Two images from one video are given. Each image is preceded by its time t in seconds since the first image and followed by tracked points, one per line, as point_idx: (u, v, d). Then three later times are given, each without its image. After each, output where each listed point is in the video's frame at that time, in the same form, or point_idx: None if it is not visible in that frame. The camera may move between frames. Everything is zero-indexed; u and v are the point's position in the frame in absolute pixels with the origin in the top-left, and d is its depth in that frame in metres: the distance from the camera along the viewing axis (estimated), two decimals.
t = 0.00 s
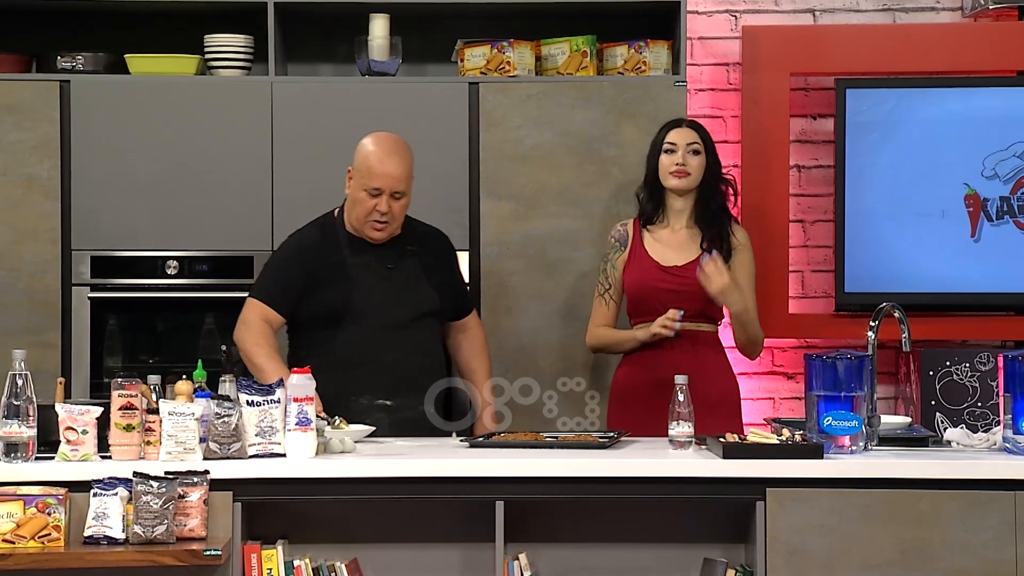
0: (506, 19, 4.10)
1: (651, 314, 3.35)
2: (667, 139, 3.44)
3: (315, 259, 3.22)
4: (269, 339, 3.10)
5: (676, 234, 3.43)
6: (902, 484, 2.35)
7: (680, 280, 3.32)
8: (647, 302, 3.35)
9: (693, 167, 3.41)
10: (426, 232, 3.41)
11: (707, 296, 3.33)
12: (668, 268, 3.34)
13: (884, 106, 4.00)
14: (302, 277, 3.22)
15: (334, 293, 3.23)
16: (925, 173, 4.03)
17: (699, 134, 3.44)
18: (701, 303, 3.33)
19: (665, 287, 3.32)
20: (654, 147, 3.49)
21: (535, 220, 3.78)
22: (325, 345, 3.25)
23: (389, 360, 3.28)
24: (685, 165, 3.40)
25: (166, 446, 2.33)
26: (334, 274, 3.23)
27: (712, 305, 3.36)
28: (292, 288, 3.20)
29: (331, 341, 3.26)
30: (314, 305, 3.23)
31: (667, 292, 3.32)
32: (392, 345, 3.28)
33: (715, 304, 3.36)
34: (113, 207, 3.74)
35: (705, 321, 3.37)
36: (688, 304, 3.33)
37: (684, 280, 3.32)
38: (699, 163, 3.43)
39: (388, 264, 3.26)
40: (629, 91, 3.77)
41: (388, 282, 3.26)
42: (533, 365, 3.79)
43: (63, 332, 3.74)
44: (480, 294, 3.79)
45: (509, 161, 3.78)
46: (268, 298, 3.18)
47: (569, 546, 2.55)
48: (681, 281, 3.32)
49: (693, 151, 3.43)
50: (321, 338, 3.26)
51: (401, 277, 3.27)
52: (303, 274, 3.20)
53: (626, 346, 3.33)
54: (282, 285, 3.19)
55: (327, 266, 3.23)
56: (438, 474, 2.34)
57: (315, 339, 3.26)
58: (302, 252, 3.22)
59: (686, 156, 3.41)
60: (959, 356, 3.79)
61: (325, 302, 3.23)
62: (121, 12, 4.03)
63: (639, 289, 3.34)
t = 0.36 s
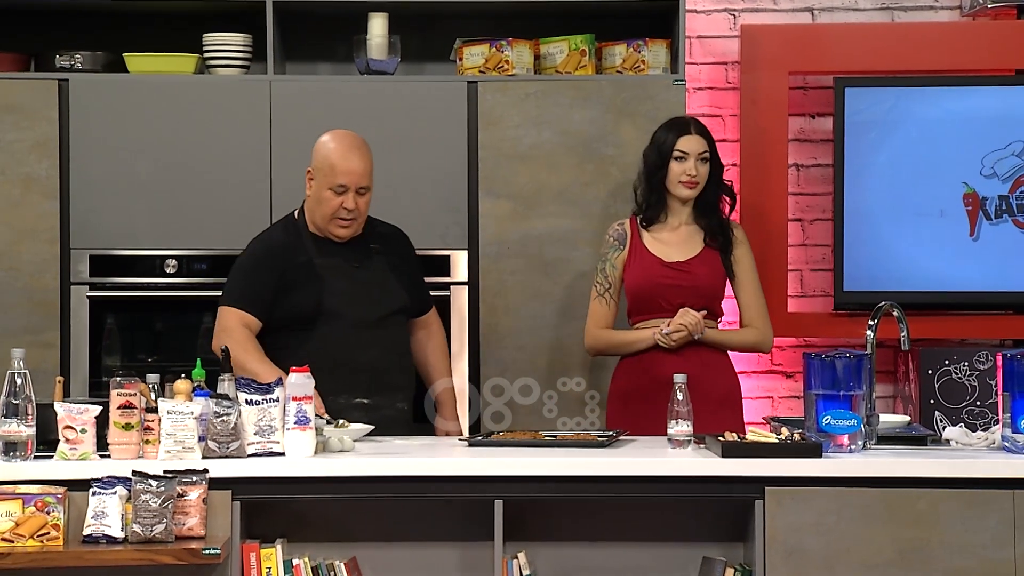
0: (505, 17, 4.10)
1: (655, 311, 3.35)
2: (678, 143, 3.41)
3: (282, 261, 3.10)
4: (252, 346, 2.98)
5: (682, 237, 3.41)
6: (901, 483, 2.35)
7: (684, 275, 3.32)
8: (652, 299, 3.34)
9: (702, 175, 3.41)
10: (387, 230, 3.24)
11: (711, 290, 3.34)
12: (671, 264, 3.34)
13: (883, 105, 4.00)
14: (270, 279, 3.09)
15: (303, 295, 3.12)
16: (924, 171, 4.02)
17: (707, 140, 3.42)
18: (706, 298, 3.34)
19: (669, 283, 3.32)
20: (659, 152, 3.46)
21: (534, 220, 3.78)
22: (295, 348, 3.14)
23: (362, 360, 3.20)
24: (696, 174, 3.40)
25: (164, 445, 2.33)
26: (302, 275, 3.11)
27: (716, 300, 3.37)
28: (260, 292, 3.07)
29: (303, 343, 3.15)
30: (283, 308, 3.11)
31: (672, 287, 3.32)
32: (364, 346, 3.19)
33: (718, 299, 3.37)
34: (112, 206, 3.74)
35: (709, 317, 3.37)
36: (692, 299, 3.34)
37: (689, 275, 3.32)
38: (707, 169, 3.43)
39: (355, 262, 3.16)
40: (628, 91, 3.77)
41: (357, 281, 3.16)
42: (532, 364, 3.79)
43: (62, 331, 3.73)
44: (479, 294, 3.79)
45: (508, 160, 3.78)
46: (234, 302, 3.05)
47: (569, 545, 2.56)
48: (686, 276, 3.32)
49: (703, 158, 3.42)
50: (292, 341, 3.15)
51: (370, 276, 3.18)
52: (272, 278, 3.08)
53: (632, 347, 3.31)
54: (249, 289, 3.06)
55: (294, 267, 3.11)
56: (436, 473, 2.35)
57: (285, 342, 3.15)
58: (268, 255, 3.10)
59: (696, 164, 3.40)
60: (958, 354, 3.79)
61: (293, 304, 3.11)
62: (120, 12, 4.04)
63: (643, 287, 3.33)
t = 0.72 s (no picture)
0: (505, 17, 4.10)
1: (652, 310, 3.35)
2: (680, 149, 3.39)
3: (275, 260, 3.07)
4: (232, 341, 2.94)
5: (678, 241, 3.40)
6: (901, 482, 2.35)
7: (679, 273, 3.33)
8: (648, 298, 3.34)
9: (701, 182, 3.39)
10: (372, 228, 3.24)
11: (707, 287, 3.34)
12: (666, 262, 3.35)
13: (884, 104, 4.00)
14: (263, 279, 3.05)
15: (297, 295, 3.09)
16: (924, 170, 4.02)
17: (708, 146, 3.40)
18: (701, 296, 3.34)
19: (663, 281, 3.32)
20: (660, 153, 3.43)
21: (534, 219, 3.78)
22: (290, 349, 3.11)
23: (359, 360, 3.16)
24: (696, 181, 3.38)
25: (165, 443, 2.33)
26: (296, 275, 3.09)
27: (712, 297, 3.37)
28: (253, 290, 3.04)
29: (296, 345, 3.11)
30: (275, 308, 3.08)
31: (667, 285, 3.32)
32: (359, 345, 3.16)
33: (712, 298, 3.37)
34: (112, 205, 3.74)
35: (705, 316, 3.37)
36: (688, 297, 3.33)
37: (683, 273, 3.33)
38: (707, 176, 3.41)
39: (345, 261, 3.15)
40: (628, 90, 3.77)
41: (350, 279, 3.15)
42: (532, 363, 3.79)
43: (63, 330, 3.73)
44: (479, 293, 3.79)
45: (508, 159, 3.78)
46: (228, 302, 3.01)
47: (569, 544, 2.56)
48: (680, 274, 3.33)
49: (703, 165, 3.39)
50: (285, 341, 3.11)
51: (361, 274, 3.17)
52: (265, 277, 3.05)
53: (630, 347, 3.31)
54: (242, 288, 3.02)
55: (287, 267, 3.08)
56: (436, 472, 2.35)
57: (278, 343, 3.10)
58: (261, 254, 3.06)
59: (696, 171, 3.38)
60: (959, 353, 3.79)
61: (286, 304, 3.09)
62: (120, 11, 4.04)
63: (639, 285, 3.34)
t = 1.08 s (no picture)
0: (507, 16, 4.10)
1: (648, 311, 3.36)
2: (678, 151, 3.38)
3: (277, 259, 3.05)
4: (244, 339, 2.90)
5: (676, 242, 3.40)
6: (904, 481, 2.35)
7: (672, 274, 3.32)
8: (642, 299, 3.35)
9: (699, 184, 3.38)
10: (369, 230, 3.29)
11: (701, 289, 3.33)
12: (660, 264, 3.35)
13: (886, 103, 4.00)
14: (265, 279, 3.03)
15: (299, 294, 3.07)
16: (926, 170, 4.02)
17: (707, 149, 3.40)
18: (697, 297, 3.33)
19: (657, 282, 3.33)
20: (660, 153, 3.42)
21: (536, 219, 3.78)
22: (293, 349, 3.08)
23: (361, 356, 3.17)
24: (693, 183, 3.37)
25: (168, 443, 2.33)
26: (298, 274, 3.07)
27: (707, 299, 3.36)
28: (256, 290, 3.01)
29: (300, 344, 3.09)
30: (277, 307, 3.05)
31: (660, 287, 3.33)
32: (360, 341, 3.17)
33: (709, 298, 3.36)
34: (114, 204, 3.74)
35: (702, 317, 3.36)
36: (681, 298, 3.33)
37: (677, 274, 3.32)
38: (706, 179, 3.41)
39: (345, 259, 3.16)
40: (630, 89, 3.77)
41: (349, 276, 3.16)
42: (533, 363, 3.79)
43: (65, 330, 3.74)
44: (481, 293, 3.79)
45: (510, 159, 3.78)
46: (230, 301, 2.98)
47: (571, 544, 2.56)
48: (674, 276, 3.32)
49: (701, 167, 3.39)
50: (287, 341, 3.08)
51: (359, 272, 3.18)
52: (268, 276, 3.03)
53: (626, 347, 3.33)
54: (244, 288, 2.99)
55: (289, 266, 3.07)
56: (438, 472, 2.34)
57: (280, 344, 3.07)
58: (262, 253, 3.04)
59: (694, 173, 3.38)
60: (962, 353, 3.78)
61: (289, 303, 3.06)
62: (122, 11, 4.04)
63: (633, 287, 3.35)
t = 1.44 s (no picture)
0: (509, 16, 4.10)
1: (649, 312, 3.36)
2: (675, 150, 3.39)
3: (283, 258, 3.04)
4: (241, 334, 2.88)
5: (676, 241, 3.40)
6: (906, 481, 2.35)
7: (674, 276, 3.32)
8: (643, 300, 3.35)
9: (696, 182, 3.38)
10: (367, 233, 3.31)
11: (701, 291, 3.33)
12: (663, 265, 3.34)
13: (889, 102, 4.00)
14: (271, 278, 3.01)
15: (304, 293, 3.07)
16: (928, 169, 4.02)
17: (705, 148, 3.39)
18: (698, 301, 3.33)
19: (659, 284, 3.32)
20: (659, 153, 3.44)
21: (539, 218, 3.78)
22: (301, 347, 3.08)
23: (369, 353, 3.17)
24: (690, 182, 3.37)
25: (170, 443, 2.34)
26: (304, 272, 3.07)
27: (708, 302, 3.35)
28: (263, 289, 2.99)
29: (306, 342, 3.09)
30: (283, 306, 3.05)
31: (660, 288, 3.33)
32: (367, 338, 3.17)
33: (711, 300, 3.36)
34: (117, 205, 3.74)
35: (703, 319, 3.36)
36: (682, 300, 3.33)
37: (679, 277, 3.32)
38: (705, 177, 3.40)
39: (346, 258, 3.17)
40: (633, 89, 3.77)
41: (351, 274, 3.17)
42: (536, 363, 3.79)
43: (67, 330, 3.74)
44: (484, 293, 3.79)
45: (512, 159, 3.78)
46: (236, 300, 2.95)
47: (573, 543, 2.56)
48: (676, 278, 3.32)
49: (699, 166, 3.39)
50: (294, 339, 3.08)
51: (360, 270, 3.19)
52: (275, 276, 3.01)
53: (626, 347, 3.33)
54: (251, 288, 2.96)
55: (294, 265, 3.06)
56: (440, 472, 2.34)
57: (288, 342, 3.07)
58: (268, 253, 3.02)
59: (692, 172, 3.38)
60: (964, 353, 3.78)
61: (296, 302, 3.06)
62: (124, 10, 4.03)
63: (636, 288, 3.35)
